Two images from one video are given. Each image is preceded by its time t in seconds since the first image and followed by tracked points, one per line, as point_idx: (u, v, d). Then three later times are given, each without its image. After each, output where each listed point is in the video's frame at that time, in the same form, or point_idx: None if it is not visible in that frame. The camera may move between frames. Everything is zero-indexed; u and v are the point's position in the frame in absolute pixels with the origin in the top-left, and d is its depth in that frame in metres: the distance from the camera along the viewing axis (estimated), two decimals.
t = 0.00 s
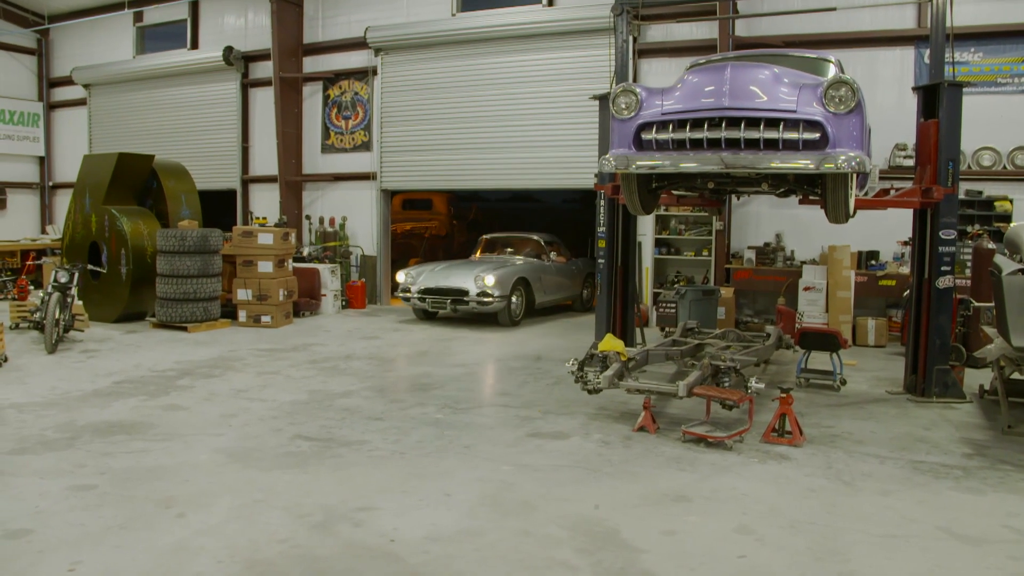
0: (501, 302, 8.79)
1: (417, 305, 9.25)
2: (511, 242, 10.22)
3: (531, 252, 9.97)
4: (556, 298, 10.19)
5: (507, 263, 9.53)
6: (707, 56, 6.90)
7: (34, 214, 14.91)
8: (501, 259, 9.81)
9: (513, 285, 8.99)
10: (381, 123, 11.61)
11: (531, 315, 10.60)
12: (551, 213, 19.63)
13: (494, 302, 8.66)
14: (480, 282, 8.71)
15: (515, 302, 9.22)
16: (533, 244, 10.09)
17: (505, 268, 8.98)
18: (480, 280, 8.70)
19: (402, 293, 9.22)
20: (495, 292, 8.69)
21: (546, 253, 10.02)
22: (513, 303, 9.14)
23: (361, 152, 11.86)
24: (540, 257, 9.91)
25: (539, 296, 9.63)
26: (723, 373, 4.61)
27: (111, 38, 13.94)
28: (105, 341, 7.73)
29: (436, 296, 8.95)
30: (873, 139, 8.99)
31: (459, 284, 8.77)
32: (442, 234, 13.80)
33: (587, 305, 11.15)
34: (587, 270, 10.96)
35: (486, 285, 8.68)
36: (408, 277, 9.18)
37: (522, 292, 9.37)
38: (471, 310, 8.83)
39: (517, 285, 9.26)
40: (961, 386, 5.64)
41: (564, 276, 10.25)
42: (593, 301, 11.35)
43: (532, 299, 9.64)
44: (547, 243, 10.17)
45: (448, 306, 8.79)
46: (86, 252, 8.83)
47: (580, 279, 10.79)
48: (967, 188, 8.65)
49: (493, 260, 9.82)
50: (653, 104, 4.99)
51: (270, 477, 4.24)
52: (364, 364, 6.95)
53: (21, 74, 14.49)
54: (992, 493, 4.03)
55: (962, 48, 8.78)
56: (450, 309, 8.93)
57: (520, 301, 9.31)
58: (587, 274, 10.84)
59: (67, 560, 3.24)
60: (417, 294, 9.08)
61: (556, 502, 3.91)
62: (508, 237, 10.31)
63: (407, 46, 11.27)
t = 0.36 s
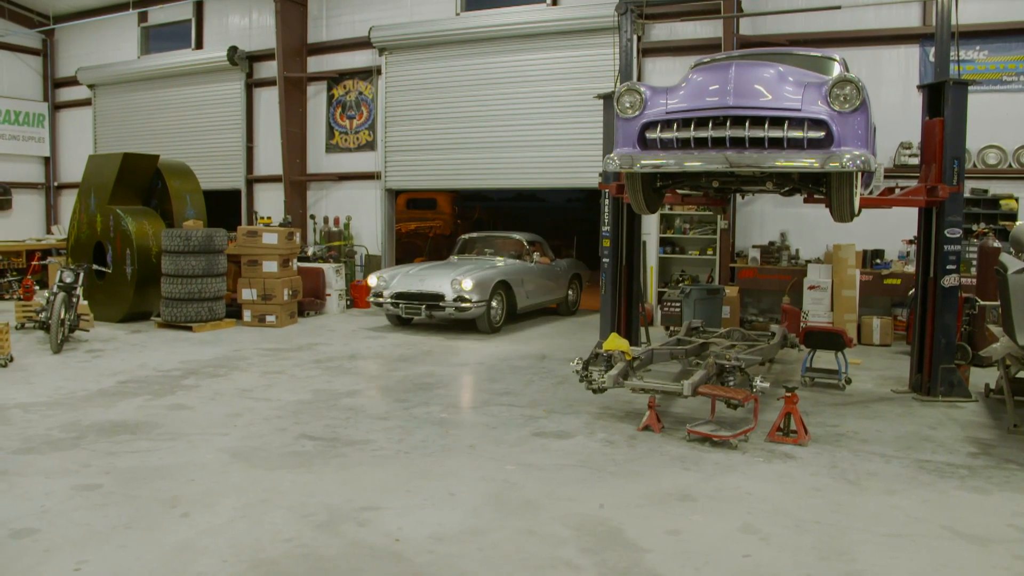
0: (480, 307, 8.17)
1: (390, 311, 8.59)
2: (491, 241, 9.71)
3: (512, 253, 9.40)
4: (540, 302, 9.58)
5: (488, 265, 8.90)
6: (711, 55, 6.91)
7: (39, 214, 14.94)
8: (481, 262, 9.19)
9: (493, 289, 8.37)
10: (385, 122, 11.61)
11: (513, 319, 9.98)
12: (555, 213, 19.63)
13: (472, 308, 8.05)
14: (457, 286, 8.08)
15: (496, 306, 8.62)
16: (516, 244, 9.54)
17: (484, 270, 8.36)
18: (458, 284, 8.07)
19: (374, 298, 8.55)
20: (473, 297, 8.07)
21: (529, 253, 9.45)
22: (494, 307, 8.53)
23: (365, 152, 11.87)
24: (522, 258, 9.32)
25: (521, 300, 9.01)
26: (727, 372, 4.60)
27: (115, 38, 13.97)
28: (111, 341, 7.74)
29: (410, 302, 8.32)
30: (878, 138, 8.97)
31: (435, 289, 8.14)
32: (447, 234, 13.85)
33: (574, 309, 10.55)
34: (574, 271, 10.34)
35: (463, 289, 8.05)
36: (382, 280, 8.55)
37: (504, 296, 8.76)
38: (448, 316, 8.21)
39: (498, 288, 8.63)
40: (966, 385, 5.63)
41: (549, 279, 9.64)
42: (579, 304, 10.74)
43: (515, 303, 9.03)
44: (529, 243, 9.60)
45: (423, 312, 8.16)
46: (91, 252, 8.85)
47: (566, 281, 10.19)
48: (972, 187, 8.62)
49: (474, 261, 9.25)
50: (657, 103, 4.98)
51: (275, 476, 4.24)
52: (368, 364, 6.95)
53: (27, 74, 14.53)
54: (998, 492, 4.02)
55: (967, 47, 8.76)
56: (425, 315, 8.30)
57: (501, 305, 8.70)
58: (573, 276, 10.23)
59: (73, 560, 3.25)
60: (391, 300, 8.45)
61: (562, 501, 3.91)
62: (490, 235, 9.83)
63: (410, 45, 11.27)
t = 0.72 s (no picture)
0: (457, 314, 7.65)
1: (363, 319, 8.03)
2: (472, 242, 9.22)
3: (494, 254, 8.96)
4: (522, 306, 9.07)
5: (467, 267, 8.40)
6: (715, 55, 6.90)
7: (42, 214, 14.95)
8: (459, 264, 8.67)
9: (472, 294, 7.89)
10: (387, 122, 11.61)
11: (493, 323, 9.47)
12: (557, 212, 19.67)
13: (450, 315, 7.57)
14: (434, 292, 7.58)
15: (475, 312, 8.14)
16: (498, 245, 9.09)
17: (462, 274, 7.86)
18: (434, 289, 7.57)
19: (346, 304, 7.99)
20: (449, 304, 7.55)
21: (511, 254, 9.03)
22: (473, 313, 8.05)
23: (367, 151, 11.87)
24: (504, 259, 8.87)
25: (502, 304, 8.53)
26: (729, 372, 4.60)
27: (118, 38, 13.97)
28: (113, 340, 7.74)
29: (384, 308, 7.78)
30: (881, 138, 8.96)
31: (411, 295, 7.64)
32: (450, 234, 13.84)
33: (557, 310, 10.09)
34: (557, 271, 9.86)
35: (440, 295, 7.55)
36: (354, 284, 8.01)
37: (483, 302, 8.25)
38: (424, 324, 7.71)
39: (477, 292, 8.14)
40: (969, 385, 5.62)
41: (531, 281, 9.16)
42: (563, 306, 10.25)
43: (495, 307, 8.55)
44: (510, 243, 9.15)
45: (397, 320, 7.65)
46: (94, 252, 8.86)
47: (549, 282, 9.72)
48: (975, 186, 8.62)
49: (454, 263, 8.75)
50: (659, 103, 4.98)
51: (277, 476, 4.25)
52: (370, 363, 6.96)
53: (29, 74, 14.53)
54: (1000, 492, 4.01)
55: (970, 46, 8.75)
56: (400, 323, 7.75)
57: (480, 310, 8.22)
58: (556, 276, 9.75)
59: (76, 559, 3.25)
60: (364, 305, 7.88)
61: (564, 501, 3.91)
62: (470, 235, 9.43)
63: (413, 45, 11.26)
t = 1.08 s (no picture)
0: (430, 319, 7.00)
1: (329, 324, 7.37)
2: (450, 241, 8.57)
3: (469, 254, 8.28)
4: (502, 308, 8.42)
5: (442, 267, 7.75)
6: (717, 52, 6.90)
7: (45, 211, 14.98)
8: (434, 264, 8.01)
9: (447, 297, 7.24)
10: (389, 120, 11.61)
11: (470, 327, 8.80)
12: (560, 210, 19.70)
13: (422, 320, 6.91)
14: (404, 294, 6.92)
15: (450, 316, 7.49)
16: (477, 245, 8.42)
17: (436, 275, 7.20)
18: (405, 292, 6.91)
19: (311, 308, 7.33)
20: (422, 307, 6.90)
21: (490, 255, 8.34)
22: (447, 317, 7.42)
23: (370, 148, 11.87)
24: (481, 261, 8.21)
25: (479, 307, 7.88)
26: (732, 369, 4.59)
27: (120, 35, 13.98)
28: (116, 338, 7.76)
29: (351, 312, 7.10)
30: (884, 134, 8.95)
31: (379, 298, 6.97)
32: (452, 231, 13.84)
33: (540, 312, 9.44)
34: (540, 271, 9.21)
35: (411, 298, 6.89)
36: (321, 285, 7.35)
37: (458, 304, 7.62)
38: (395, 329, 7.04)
39: (452, 294, 7.50)
40: (971, 382, 5.61)
41: (513, 282, 8.51)
42: (546, 309, 9.59)
43: (472, 310, 7.89)
44: (488, 242, 8.50)
45: (364, 325, 6.97)
46: (96, 249, 8.87)
47: (532, 282, 9.09)
48: (978, 183, 8.60)
49: (429, 263, 8.12)
50: (662, 100, 4.98)
51: (280, 472, 4.26)
52: (373, 360, 6.96)
53: (32, 72, 14.54)
54: (1003, 489, 4.01)
55: (974, 42, 8.73)
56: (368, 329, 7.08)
57: (456, 313, 7.59)
58: (539, 277, 9.10)
59: (79, 556, 3.26)
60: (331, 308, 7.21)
61: (566, 498, 3.91)
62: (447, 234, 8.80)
63: (415, 42, 11.26)
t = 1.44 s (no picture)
0: (404, 324, 6.44)
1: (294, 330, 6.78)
2: (427, 238, 8.15)
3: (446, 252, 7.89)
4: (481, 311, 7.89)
5: (417, 267, 7.17)
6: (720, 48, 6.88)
7: (48, 207, 14.99)
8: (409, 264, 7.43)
9: (422, 300, 6.68)
10: (393, 116, 11.60)
11: (447, 331, 8.25)
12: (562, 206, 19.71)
13: (395, 325, 6.35)
14: (375, 297, 6.35)
15: (427, 320, 6.94)
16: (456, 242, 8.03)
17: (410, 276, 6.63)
18: (376, 294, 6.33)
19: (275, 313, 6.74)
20: (394, 311, 6.34)
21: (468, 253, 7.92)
22: (423, 322, 6.88)
23: (373, 145, 11.87)
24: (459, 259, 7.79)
25: (458, 311, 7.34)
26: (734, 366, 4.59)
27: (124, 31, 13.99)
28: (119, 334, 7.76)
29: (317, 316, 6.51)
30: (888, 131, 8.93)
31: (348, 302, 6.40)
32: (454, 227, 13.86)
33: (522, 315, 8.94)
34: (522, 272, 8.70)
35: (383, 301, 6.33)
36: (286, 287, 6.75)
37: (435, 308, 7.08)
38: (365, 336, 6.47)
39: (428, 297, 6.94)
40: (974, 380, 5.60)
41: (494, 284, 7.98)
42: (528, 312, 9.07)
43: (450, 314, 7.35)
44: (467, 240, 8.05)
45: (331, 331, 6.39)
46: (99, 245, 8.88)
47: (513, 284, 8.58)
48: (982, 181, 8.58)
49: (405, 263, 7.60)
50: (665, 96, 4.97)
51: (283, 468, 4.26)
52: (375, 357, 6.96)
53: (35, 68, 14.54)
54: (1005, 487, 4.01)
55: (978, 39, 8.71)
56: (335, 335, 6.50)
57: (432, 318, 7.04)
58: (521, 278, 8.60)
59: (82, 551, 3.27)
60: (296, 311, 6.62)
61: (568, 494, 3.92)
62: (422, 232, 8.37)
63: (418, 38, 11.24)
